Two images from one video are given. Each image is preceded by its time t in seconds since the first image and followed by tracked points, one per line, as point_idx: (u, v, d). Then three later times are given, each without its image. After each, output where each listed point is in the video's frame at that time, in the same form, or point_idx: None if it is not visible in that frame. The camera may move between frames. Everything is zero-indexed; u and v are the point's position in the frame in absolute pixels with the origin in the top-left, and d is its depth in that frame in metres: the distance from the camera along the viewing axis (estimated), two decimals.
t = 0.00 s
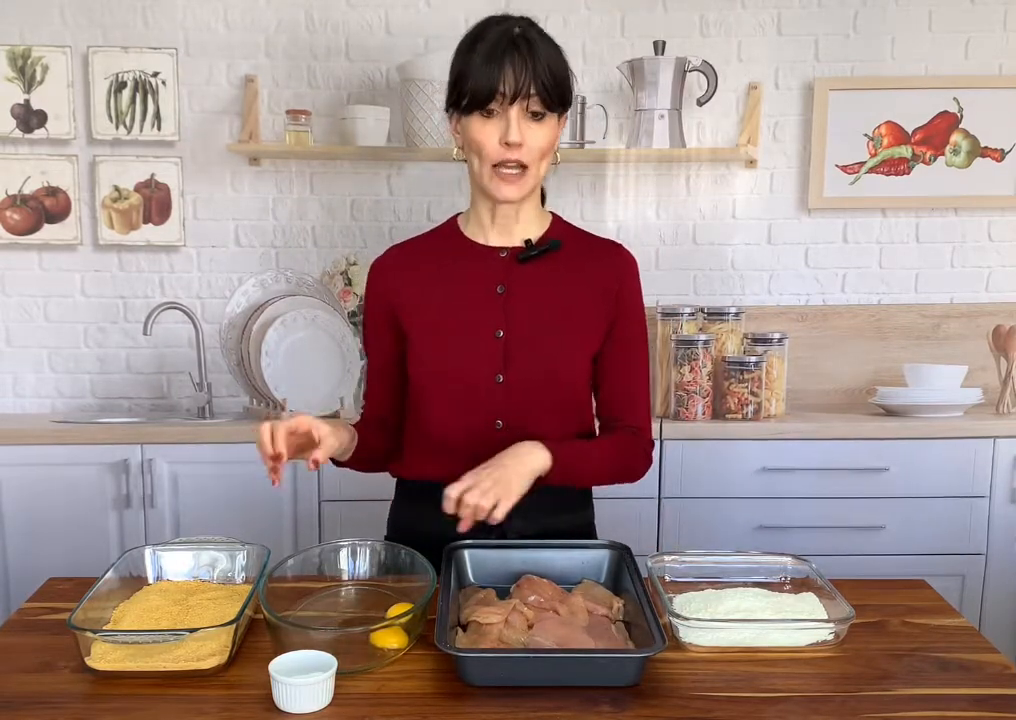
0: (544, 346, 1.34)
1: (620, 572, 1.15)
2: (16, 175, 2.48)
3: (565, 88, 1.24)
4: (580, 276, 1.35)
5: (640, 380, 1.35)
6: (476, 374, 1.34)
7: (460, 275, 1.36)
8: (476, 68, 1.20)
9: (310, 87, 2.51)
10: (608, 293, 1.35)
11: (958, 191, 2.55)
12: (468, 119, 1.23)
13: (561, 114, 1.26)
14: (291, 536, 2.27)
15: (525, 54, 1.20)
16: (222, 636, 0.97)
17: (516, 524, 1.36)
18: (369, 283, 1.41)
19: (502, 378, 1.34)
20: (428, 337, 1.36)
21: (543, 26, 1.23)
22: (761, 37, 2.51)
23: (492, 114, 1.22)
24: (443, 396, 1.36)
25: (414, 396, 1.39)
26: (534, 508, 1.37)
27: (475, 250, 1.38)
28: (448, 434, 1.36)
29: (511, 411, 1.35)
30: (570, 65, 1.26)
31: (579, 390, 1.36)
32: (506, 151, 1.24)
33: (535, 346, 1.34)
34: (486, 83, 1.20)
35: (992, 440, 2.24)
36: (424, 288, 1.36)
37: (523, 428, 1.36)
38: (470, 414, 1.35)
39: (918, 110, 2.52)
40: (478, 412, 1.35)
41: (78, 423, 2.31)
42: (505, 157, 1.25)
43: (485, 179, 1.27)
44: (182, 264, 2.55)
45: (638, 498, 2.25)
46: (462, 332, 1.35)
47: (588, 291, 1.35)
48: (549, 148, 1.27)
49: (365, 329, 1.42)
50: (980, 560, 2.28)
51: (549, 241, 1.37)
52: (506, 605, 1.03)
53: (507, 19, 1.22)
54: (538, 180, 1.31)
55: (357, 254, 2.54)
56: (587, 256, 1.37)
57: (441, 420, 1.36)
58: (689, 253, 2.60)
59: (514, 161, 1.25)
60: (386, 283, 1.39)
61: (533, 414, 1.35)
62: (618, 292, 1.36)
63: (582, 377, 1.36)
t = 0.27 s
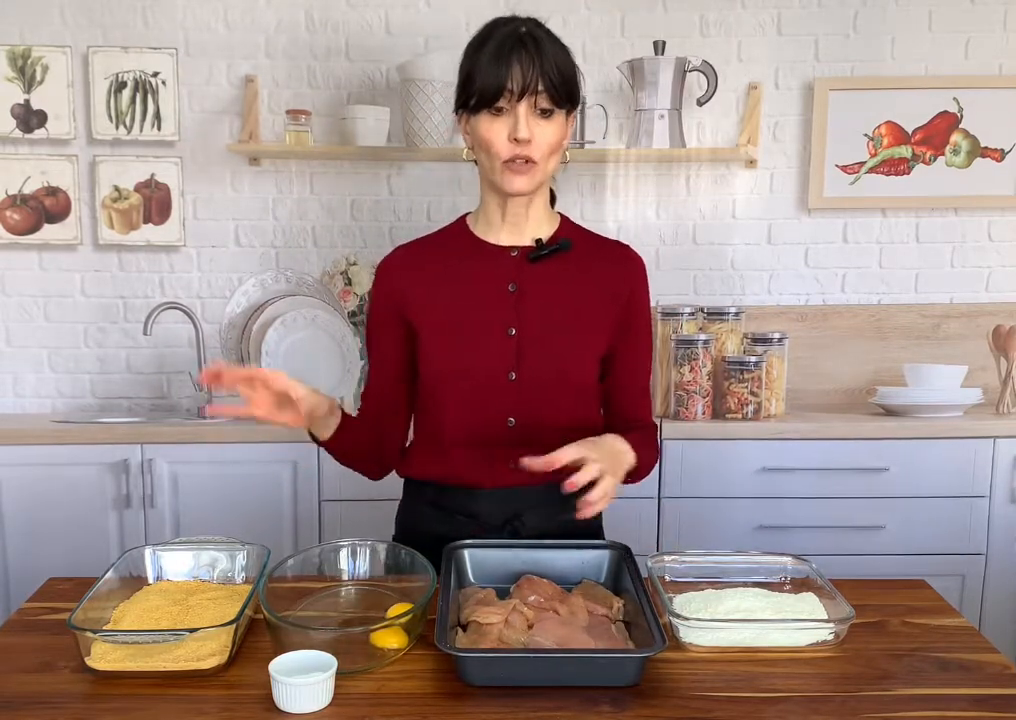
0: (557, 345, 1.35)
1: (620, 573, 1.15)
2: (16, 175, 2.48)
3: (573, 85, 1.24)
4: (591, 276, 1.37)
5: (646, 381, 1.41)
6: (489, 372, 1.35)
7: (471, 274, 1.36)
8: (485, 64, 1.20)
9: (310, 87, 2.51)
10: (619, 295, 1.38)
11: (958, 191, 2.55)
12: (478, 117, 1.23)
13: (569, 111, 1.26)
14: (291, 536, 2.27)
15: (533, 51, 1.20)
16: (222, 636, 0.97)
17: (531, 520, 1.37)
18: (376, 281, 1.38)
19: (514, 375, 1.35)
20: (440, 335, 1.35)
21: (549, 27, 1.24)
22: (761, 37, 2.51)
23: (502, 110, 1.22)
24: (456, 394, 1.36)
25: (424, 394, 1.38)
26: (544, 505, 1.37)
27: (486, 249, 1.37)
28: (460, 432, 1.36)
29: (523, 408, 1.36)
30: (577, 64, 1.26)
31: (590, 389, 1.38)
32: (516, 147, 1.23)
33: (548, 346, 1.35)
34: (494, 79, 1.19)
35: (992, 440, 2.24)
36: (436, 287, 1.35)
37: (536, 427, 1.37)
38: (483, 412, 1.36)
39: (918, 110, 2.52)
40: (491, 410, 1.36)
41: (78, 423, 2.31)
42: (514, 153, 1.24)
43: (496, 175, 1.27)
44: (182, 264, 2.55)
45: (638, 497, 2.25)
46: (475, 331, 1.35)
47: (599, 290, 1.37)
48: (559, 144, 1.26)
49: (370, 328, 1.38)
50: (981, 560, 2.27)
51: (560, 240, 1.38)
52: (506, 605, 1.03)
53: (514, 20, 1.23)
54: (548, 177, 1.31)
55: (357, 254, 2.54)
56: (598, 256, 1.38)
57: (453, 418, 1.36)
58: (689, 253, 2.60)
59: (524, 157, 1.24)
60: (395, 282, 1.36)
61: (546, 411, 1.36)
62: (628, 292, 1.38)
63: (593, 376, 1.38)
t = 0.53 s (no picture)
0: (563, 343, 1.36)
1: (620, 573, 1.15)
2: (16, 175, 2.48)
3: (577, 94, 1.23)
4: (597, 275, 1.37)
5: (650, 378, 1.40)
6: (495, 371, 1.35)
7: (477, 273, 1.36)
8: (487, 76, 1.20)
9: (311, 87, 2.51)
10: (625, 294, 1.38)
11: (958, 191, 2.55)
12: (481, 126, 1.23)
13: (573, 119, 1.25)
14: (291, 536, 2.27)
15: (536, 61, 1.19)
16: (222, 636, 0.97)
17: (536, 517, 1.38)
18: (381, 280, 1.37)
19: (520, 374, 1.36)
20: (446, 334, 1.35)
21: (553, 33, 1.23)
22: (761, 37, 2.51)
23: (504, 121, 1.22)
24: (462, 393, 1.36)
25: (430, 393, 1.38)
26: (547, 502, 1.38)
27: (491, 248, 1.38)
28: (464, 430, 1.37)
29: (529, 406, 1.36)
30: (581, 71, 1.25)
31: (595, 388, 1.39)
32: (518, 158, 1.24)
33: (554, 346, 1.36)
34: (496, 92, 1.19)
35: (992, 440, 2.24)
36: (442, 287, 1.36)
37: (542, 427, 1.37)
38: (488, 410, 1.36)
39: (918, 111, 2.52)
40: (496, 409, 1.36)
41: (78, 423, 2.31)
42: (515, 164, 1.24)
43: (498, 184, 1.27)
44: (182, 264, 2.55)
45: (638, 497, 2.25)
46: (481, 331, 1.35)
47: (605, 290, 1.37)
48: (561, 154, 1.26)
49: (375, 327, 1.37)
50: (980, 560, 2.27)
51: (565, 240, 1.38)
52: (506, 605, 1.03)
53: (517, 27, 1.22)
54: (551, 185, 1.31)
55: (357, 254, 2.54)
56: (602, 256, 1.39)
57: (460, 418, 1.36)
58: (689, 253, 2.60)
59: (525, 167, 1.25)
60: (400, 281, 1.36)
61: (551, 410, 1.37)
62: (633, 291, 1.39)
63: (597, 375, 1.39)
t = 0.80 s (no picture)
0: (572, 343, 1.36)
1: (620, 572, 1.16)
2: (16, 175, 2.47)
3: (585, 94, 1.23)
4: (607, 275, 1.37)
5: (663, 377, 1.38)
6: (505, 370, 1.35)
7: (486, 273, 1.36)
8: (495, 76, 1.19)
9: (311, 87, 2.51)
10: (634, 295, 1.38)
11: (958, 191, 2.55)
12: (490, 126, 1.24)
13: (581, 119, 1.25)
14: (291, 536, 2.27)
15: (544, 62, 1.19)
16: (222, 636, 0.97)
17: (541, 517, 1.38)
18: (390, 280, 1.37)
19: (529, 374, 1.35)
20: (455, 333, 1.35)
21: (563, 32, 1.22)
22: (761, 37, 2.51)
23: (513, 122, 1.22)
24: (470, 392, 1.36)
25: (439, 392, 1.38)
26: (550, 501, 1.38)
27: (500, 248, 1.37)
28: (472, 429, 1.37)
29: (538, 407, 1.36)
30: (591, 70, 1.24)
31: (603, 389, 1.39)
32: (526, 159, 1.24)
33: (562, 347, 1.35)
34: (504, 93, 1.19)
35: (992, 440, 2.24)
36: (451, 287, 1.35)
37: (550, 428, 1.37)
38: (497, 410, 1.36)
39: (918, 111, 2.52)
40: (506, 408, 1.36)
41: (79, 423, 2.31)
42: (523, 165, 1.25)
43: (506, 185, 1.27)
44: (182, 264, 2.55)
45: (638, 497, 2.25)
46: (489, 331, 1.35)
47: (614, 290, 1.37)
48: (569, 154, 1.26)
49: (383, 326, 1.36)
50: (981, 560, 2.27)
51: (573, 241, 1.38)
52: (506, 605, 1.03)
53: (526, 26, 1.21)
54: (558, 185, 1.31)
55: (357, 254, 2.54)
56: (611, 256, 1.39)
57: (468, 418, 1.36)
58: (689, 253, 2.60)
59: (533, 168, 1.25)
60: (409, 281, 1.35)
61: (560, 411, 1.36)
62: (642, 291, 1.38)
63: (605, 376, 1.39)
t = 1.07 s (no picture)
0: (576, 348, 1.35)
1: (620, 572, 1.16)
2: (16, 175, 2.47)
3: (594, 88, 1.24)
4: (612, 280, 1.37)
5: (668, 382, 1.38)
6: (509, 374, 1.35)
7: (491, 276, 1.36)
8: (505, 66, 1.21)
9: (311, 87, 2.51)
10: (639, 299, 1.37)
11: (958, 191, 2.55)
12: (498, 117, 1.23)
13: (589, 113, 1.26)
14: (291, 536, 2.27)
15: (554, 53, 1.20)
16: (222, 636, 0.97)
17: (547, 517, 1.38)
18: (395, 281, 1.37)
19: (533, 378, 1.35)
20: (459, 337, 1.35)
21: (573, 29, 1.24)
22: (762, 37, 2.51)
23: (522, 111, 1.22)
24: (474, 395, 1.36)
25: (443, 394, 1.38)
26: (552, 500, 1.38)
27: (505, 251, 1.37)
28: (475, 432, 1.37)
29: (542, 411, 1.36)
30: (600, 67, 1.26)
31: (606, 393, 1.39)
32: (536, 148, 1.23)
33: (566, 351, 1.35)
34: (513, 82, 1.20)
35: (992, 440, 2.24)
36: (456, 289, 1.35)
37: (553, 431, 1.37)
38: (501, 414, 1.36)
39: (918, 111, 2.52)
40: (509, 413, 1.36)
41: (79, 423, 2.31)
42: (532, 155, 1.24)
43: (514, 176, 1.26)
44: (182, 264, 2.55)
45: (638, 497, 2.25)
46: (494, 335, 1.35)
47: (619, 294, 1.37)
48: (577, 146, 1.26)
49: (390, 326, 1.37)
50: (981, 560, 2.28)
51: (580, 244, 1.38)
52: (506, 605, 1.03)
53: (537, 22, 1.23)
54: (566, 180, 1.31)
55: (357, 254, 2.54)
56: (617, 260, 1.38)
57: (472, 421, 1.37)
58: (689, 253, 2.60)
59: (542, 159, 1.24)
60: (415, 282, 1.35)
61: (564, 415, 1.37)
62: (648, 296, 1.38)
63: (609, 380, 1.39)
